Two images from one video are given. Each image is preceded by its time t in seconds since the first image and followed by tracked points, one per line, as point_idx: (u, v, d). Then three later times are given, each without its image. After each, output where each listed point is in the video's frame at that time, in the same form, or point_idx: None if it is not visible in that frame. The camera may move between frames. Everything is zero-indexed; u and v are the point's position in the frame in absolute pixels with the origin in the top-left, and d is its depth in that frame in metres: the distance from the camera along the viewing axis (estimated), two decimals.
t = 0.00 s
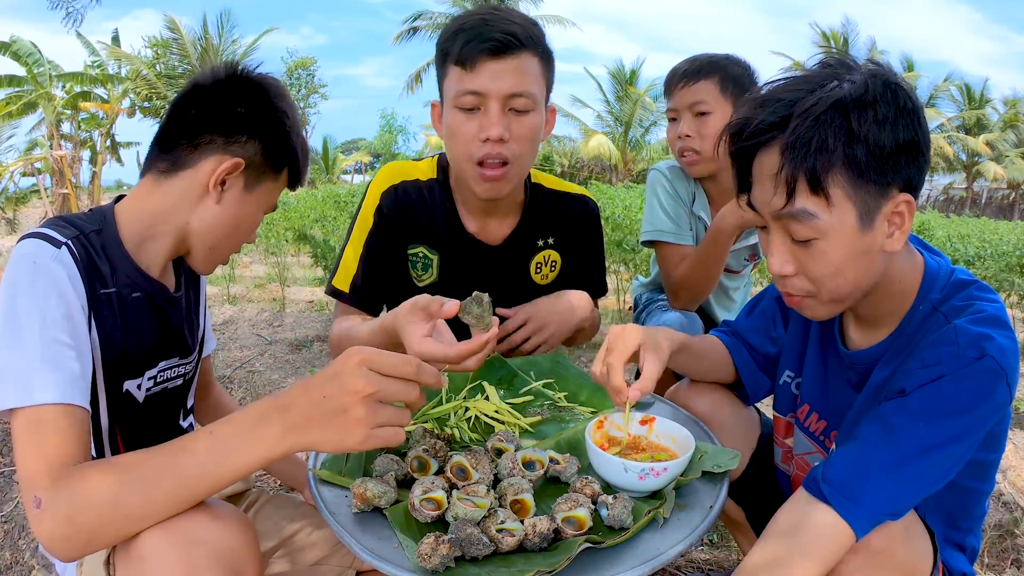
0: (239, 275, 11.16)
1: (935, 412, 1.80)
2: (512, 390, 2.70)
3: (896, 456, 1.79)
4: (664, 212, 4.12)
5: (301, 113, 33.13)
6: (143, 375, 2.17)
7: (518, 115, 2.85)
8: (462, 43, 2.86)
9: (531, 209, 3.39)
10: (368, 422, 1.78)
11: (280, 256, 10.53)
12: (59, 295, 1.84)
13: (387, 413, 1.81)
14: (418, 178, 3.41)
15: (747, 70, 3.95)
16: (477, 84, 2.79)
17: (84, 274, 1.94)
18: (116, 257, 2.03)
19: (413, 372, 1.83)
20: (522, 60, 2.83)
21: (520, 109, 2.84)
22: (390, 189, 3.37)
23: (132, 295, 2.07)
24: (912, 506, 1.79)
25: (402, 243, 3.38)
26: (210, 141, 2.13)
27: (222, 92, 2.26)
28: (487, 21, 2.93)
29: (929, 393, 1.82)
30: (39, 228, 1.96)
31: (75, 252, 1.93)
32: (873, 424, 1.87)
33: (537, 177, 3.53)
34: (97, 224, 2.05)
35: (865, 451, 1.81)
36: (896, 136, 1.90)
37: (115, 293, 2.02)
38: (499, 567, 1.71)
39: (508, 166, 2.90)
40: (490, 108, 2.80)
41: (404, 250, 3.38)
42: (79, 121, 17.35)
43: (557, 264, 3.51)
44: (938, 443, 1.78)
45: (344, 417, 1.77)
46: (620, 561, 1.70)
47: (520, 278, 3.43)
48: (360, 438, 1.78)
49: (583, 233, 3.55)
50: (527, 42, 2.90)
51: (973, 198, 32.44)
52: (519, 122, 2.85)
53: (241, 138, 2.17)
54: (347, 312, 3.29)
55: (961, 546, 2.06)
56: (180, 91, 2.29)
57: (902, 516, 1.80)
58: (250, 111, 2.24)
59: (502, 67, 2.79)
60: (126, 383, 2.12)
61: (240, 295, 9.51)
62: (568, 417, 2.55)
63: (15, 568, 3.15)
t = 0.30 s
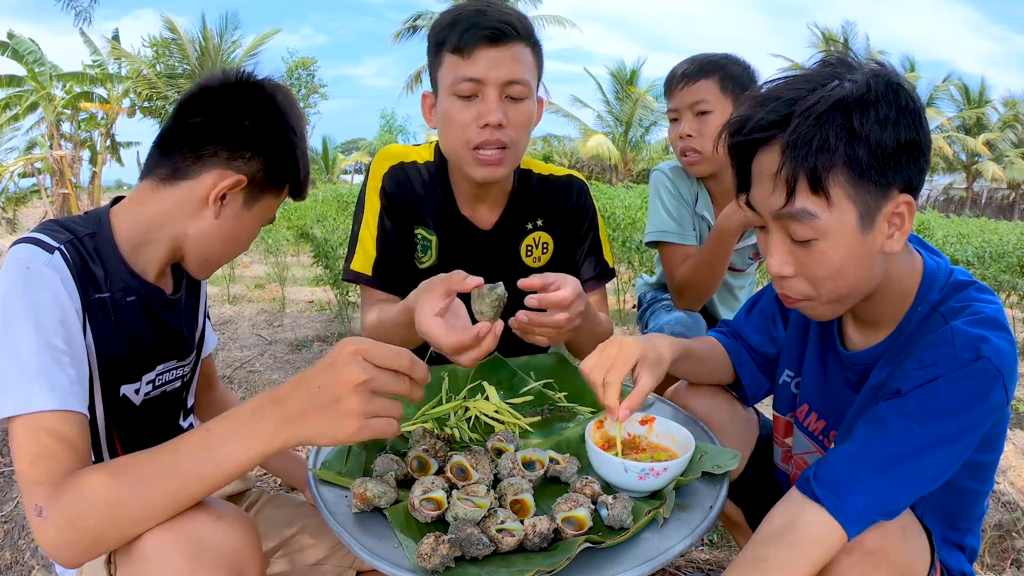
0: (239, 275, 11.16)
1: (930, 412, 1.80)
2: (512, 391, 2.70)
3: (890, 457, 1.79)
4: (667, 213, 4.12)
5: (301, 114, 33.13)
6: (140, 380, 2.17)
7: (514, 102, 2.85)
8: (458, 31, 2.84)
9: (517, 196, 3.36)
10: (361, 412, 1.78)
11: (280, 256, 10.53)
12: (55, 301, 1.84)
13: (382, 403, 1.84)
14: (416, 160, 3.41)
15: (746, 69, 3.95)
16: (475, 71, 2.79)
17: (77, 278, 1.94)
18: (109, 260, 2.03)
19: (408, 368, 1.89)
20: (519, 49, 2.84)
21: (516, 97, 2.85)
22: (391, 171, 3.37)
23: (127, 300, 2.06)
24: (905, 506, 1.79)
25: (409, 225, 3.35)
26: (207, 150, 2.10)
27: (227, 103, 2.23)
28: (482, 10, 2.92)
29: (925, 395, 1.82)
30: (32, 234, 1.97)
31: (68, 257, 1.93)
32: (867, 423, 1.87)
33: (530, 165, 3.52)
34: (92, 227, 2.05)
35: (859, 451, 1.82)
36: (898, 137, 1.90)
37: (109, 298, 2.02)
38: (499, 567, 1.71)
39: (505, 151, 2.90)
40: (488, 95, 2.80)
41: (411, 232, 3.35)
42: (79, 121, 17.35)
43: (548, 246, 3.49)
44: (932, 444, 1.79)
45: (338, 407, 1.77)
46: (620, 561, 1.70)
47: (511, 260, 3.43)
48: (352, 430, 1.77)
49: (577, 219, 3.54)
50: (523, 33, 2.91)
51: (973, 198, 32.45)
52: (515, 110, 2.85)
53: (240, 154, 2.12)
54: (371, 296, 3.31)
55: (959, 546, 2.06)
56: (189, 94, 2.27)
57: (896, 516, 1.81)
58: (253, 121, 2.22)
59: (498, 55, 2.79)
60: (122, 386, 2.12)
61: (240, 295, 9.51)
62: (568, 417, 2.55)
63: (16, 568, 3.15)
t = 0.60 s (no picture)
0: (239, 275, 11.16)
1: (932, 415, 1.80)
2: (512, 391, 2.70)
3: (891, 459, 1.79)
4: (673, 214, 4.10)
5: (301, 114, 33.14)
6: (141, 379, 2.17)
7: (502, 109, 2.85)
8: (446, 36, 2.83)
9: (506, 194, 3.36)
10: (364, 415, 1.78)
11: (280, 256, 10.53)
12: (57, 302, 1.84)
13: (384, 408, 1.82)
14: (403, 167, 3.43)
15: (750, 69, 3.95)
16: (463, 78, 2.78)
17: (79, 281, 1.93)
18: (111, 262, 2.04)
19: (406, 372, 1.92)
20: (507, 54, 2.83)
21: (505, 104, 2.84)
22: (378, 180, 3.39)
23: (129, 301, 2.07)
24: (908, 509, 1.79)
25: (395, 234, 3.37)
26: (199, 137, 2.13)
27: (207, 84, 2.24)
28: (469, 15, 2.92)
29: (926, 397, 1.82)
30: (34, 235, 1.97)
31: (70, 258, 1.93)
32: (869, 426, 1.87)
33: (518, 163, 3.52)
34: (93, 228, 2.06)
35: (860, 454, 1.82)
36: (896, 133, 1.90)
37: (111, 299, 2.02)
38: (499, 567, 1.71)
39: (496, 159, 2.90)
40: (477, 103, 2.80)
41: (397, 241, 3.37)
42: (79, 121, 17.35)
43: (539, 245, 3.47)
44: (934, 446, 1.79)
45: (340, 408, 1.78)
46: (620, 561, 1.70)
47: (501, 259, 3.42)
48: (353, 431, 1.77)
49: (564, 216, 3.50)
50: (511, 38, 2.90)
51: (972, 198, 32.45)
52: (504, 117, 2.85)
53: (228, 134, 2.15)
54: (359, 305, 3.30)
55: (960, 546, 2.06)
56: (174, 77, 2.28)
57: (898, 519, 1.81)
58: (235, 99, 2.23)
59: (487, 63, 2.78)
60: (122, 386, 2.12)
61: (239, 295, 9.51)
62: (568, 416, 2.56)
63: (15, 568, 3.15)
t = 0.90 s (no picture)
0: (239, 275, 11.16)
1: (933, 420, 1.80)
2: (512, 391, 2.70)
3: (894, 465, 1.79)
4: (679, 215, 4.10)
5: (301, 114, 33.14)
6: (139, 379, 2.17)
7: (500, 109, 2.86)
8: (444, 35, 2.83)
9: (498, 196, 3.36)
10: (371, 411, 1.79)
11: (280, 256, 10.53)
12: (54, 303, 1.85)
13: (390, 406, 1.83)
14: (395, 171, 3.40)
15: (753, 69, 3.95)
16: (462, 77, 2.78)
17: (76, 281, 1.95)
18: (110, 264, 2.05)
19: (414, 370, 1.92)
20: (505, 55, 2.84)
21: (503, 104, 2.85)
22: (368, 185, 3.35)
23: (127, 301, 2.08)
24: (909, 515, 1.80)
25: (387, 239, 3.35)
26: (190, 132, 2.08)
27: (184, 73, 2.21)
28: (467, 15, 2.92)
29: (928, 402, 1.82)
30: (32, 236, 1.97)
31: (66, 260, 1.94)
32: (870, 430, 1.88)
33: (512, 164, 3.50)
34: (89, 229, 2.06)
35: (861, 459, 1.82)
36: (901, 136, 1.89)
37: (108, 300, 2.03)
38: (499, 567, 1.71)
39: (492, 161, 2.93)
40: (475, 102, 2.79)
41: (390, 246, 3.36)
42: (79, 122, 17.35)
43: (533, 245, 3.48)
44: (936, 452, 1.79)
45: (347, 406, 1.78)
46: (620, 561, 1.70)
47: (496, 259, 3.42)
48: (361, 427, 1.77)
49: (562, 212, 3.51)
50: (508, 38, 2.91)
51: (972, 198, 32.45)
52: (502, 118, 2.86)
53: (207, 119, 2.10)
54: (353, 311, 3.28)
55: (960, 548, 2.06)
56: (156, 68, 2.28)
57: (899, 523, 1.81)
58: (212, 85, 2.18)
59: (486, 62, 2.78)
60: (121, 386, 2.12)
61: (239, 295, 9.51)
62: (567, 417, 2.56)
63: (16, 568, 3.15)
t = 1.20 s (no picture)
0: (239, 275, 11.16)
1: (927, 425, 1.80)
2: (512, 391, 2.70)
3: (888, 470, 1.78)
4: (677, 212, 4.09)
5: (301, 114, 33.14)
6: (133, 380, 2.18)
7: (495, 110, 2.85)
8: (439, 36, 2.82)
9: (495, 194, 3.36)
10: (364, 401, 1.78)
11: (280, 256, 10.53)
12: (44, 307, 1.85)
13: (383, 396, 1.81)
14: (389, 172, 3.39)
15: (755, 69, 3.95)
16: (456, 78, 2.78)
17: (68, 284, 1.95)
18: (100, 266, 2.04)
19: (405, 364, 1.92)
20: (499, 55, 2.83)
21: (497, 104, 2.84)
22: (362, 188, 3.34)
23: (118, 303, 2.08)
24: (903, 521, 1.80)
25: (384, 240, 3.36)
26: (204, 161, 2.06)
27: (211, 101, 2.14)
28: (461, 15, 2.92)
29: (921, 407, 1.82)
30: (20, 241, 1.96)
31: (57, 263, 1.94)
32: (863, 436, 1.87)
33: (505, 160, 3.49)
34: (80, 231, 2.05)
35: (853, 465, 1.81)
36: (903, 125, 1.89)
37: (100, 302, 2.03)
38: (499, 567, 1.71)
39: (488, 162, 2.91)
40: (469, 103, 2.79)
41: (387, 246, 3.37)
42: (80, 122, 17.34)
43: (532, 242, 3.49)
44: (929, 457, 1.79)
45: (339, 396, 1.77)
46: (620, 561, 1.70)
47: (496, 258, 3.44)
48: (354, 417, 1.76)
49: (559, 210, 3.51)
50: (503, 39, 2.91)
51: (973, 198, 32.44)
52: (497, 118, 2.85)
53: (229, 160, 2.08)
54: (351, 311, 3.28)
55: (958, 550, 2.06)
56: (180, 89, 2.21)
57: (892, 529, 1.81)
58: (240, 117, 2.15)
59: (481, 63, 2.78)
60: (115, 387, 2.12)
61: (239, 295, 9.51)
62: (568, 417, 2.56)
63: (15, 568, 3.15)
